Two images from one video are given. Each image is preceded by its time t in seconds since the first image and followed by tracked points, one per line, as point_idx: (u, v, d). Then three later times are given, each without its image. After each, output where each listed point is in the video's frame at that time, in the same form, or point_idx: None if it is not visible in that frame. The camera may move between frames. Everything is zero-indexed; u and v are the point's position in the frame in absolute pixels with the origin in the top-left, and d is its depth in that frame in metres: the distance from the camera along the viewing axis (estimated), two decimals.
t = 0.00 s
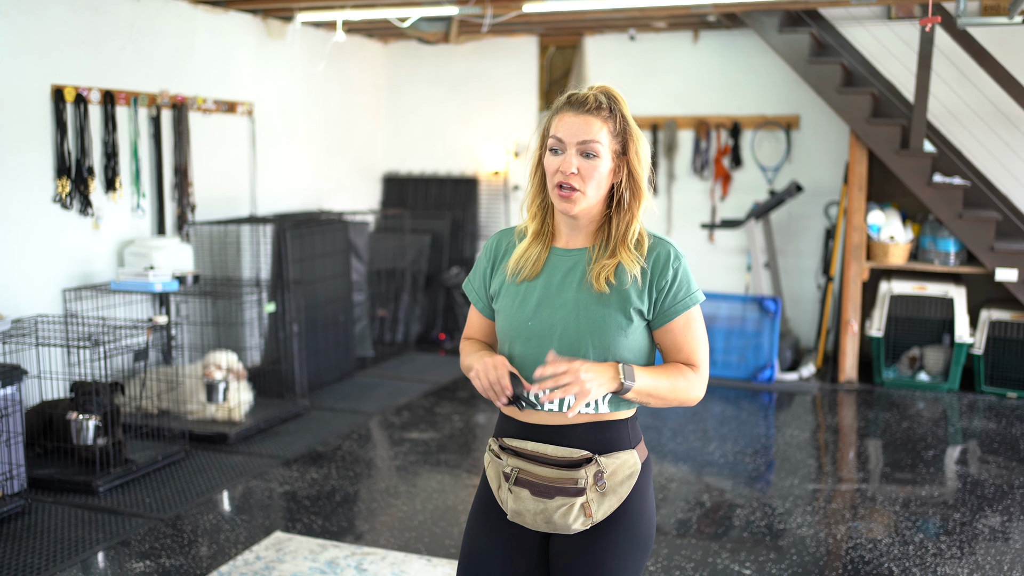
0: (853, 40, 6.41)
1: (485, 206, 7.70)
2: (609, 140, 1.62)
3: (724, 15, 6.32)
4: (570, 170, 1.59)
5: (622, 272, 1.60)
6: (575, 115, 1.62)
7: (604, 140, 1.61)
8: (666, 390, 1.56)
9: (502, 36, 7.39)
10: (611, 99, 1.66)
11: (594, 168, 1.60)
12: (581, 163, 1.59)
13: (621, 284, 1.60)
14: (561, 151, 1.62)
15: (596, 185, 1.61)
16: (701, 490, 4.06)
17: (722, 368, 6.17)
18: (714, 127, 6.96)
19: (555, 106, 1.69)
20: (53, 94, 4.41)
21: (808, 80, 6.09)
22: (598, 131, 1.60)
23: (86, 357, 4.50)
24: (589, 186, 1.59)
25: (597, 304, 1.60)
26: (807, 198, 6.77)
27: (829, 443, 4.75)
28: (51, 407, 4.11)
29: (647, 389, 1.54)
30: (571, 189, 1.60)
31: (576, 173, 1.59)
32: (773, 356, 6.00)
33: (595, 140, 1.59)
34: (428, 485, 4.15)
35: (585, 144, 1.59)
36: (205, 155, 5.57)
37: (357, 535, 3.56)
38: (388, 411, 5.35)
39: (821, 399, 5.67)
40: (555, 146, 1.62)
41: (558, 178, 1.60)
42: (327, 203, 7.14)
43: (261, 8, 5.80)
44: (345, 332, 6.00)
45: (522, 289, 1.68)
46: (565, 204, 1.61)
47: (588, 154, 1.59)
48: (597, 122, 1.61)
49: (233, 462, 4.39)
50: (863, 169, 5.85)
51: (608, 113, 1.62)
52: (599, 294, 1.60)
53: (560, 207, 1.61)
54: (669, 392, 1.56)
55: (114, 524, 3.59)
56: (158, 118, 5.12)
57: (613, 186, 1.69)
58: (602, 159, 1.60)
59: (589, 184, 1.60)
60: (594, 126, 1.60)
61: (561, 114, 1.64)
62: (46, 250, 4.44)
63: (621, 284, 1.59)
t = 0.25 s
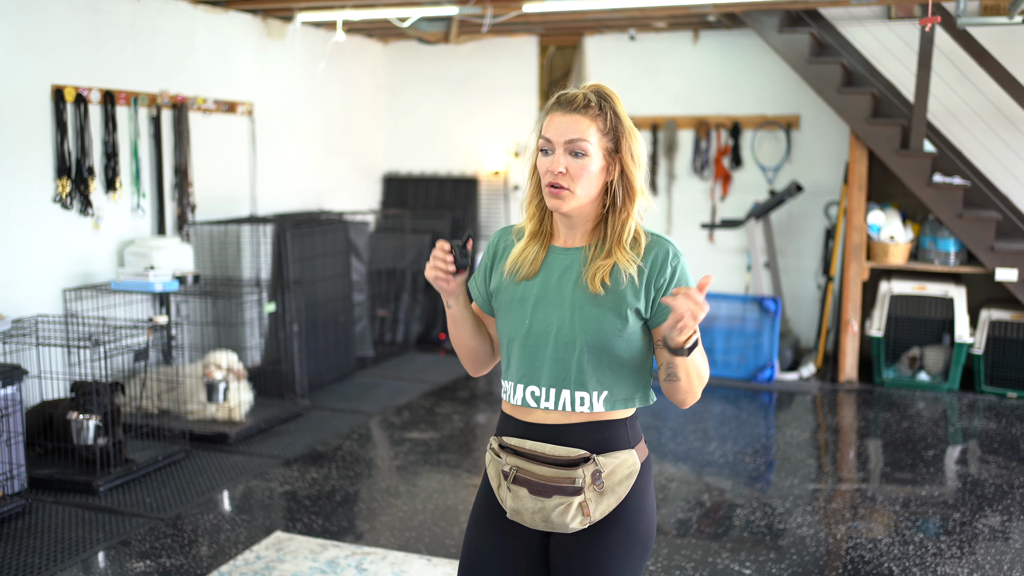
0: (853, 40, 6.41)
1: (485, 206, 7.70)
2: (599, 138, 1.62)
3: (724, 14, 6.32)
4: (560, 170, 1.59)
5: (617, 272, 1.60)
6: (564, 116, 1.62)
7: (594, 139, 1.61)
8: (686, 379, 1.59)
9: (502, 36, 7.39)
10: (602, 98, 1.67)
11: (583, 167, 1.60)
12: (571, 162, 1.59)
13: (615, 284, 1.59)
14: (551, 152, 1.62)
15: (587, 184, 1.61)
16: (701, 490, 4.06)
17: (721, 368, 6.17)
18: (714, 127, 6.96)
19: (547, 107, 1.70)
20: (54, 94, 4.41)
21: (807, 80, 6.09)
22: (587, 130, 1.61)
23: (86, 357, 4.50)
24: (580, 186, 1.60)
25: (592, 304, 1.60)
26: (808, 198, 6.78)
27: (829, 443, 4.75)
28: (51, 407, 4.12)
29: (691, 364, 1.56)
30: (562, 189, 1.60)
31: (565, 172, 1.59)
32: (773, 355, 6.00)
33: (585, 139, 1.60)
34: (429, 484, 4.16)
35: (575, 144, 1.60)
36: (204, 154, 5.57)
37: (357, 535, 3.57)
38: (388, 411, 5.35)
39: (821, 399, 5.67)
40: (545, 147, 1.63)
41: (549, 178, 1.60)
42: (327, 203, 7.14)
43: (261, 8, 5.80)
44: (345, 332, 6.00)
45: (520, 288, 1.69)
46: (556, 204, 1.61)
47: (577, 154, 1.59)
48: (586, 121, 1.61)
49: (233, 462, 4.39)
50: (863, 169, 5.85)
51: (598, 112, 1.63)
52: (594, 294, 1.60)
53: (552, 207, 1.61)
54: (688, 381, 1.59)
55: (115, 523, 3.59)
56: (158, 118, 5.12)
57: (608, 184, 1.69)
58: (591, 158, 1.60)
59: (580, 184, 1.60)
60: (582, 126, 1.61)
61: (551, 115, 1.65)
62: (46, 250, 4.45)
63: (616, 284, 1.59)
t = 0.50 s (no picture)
0: (853, 40, 6.41)
1: (486, 206, 7.70)
2: (599, 137, 1.62)
3: (724, 15, 6.33)
4: (559, 169, 1.59)
5: (618, 269, 1.60)
6: (564, 114, 1.62)
7: (593, 138, 1.61)
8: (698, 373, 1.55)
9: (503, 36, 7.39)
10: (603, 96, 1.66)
11: (583, 166, 1.60)
12: (570, 161, 1.59)
13: (616, 280, 1.60)
14: (550, 150, 1.62)
15: (587, 182, 1.61)
16: (702, 490, 4.06)
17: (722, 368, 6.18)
18: (715, 127, 6.96)
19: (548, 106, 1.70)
20: (55, 94, 4.41)
21: (808, 80, 6.09)
22: (586, 128, 1.61)
23: (88, 356, 4.51)
24: (580, 184, 1.60)
25: (593, 301, 1.60)
26: (808, 198, 6.78)
27: (830, 443, 4.75)
28: (52, 406, 4.12)
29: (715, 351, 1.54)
30: (562, 187, 1.60)
31: (565, 171, 1.59)
32: (773, 356, 6.00)
33: (584, 138, 1.60)
34: (430, 484, 4.16)
35: (574, 143, 1.60)
36: (205, 154, 5.57)
37: (358, 535, 3.57)
38: (389, 411, 5.35)
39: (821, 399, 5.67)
40: (545, 145, 1.63)
41: (548, 177, 1.61)
42: (327, 203, 7.14)
43: (261, 8, 5.81)
44: (346, 331, 6.00)
45: (522, 283, 1.70)
46: (556, 203, 1.61)
47: (577, 152, 1.59)
48: (586, 119, 1.61)
49: (234, 462, 4.39)
50: (864, 169, 5.85)
51: (598, 110, 1.62)
52: (595, 291, 1.60)
53: (552, 205, 1.62)
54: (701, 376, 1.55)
55: (115, 523, 3.59)
56: (158, 118, 5.12)
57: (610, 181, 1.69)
58: (591, 157, 1.60)
59: (580, 182, 1.60)
60: (582, 125, 1.60)
61: (551, 113, 1.65)
62: (47, 250, 4.45)
63: (618, 281, 1.59)
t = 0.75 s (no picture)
0: (853, 40, 6.41)
1: (486, 206, 7.70)
2: (601, 137, 1.62)
3: (725, 14, 6.32)
4: (562, 169, 1.60)
5: (620, 267, 1.60)
6: (566, 115, 1.62)
7: (596, 138, 1.61)
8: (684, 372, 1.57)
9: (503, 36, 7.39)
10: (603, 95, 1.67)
11: (586, 166, 1.60)
12: (573, 162, 1.60)
13: (619, 278, 1.59)
14: (553, 151, 1.62)
15: (590, 183, 1.61)
16: (702, 490, 4.06)
17: (722, 368, 6.18)
18: (715, 127, 6.96)
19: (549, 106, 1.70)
20: (55, 94, 4.42)
21: (808, 79, 6.08)
22: (589, 128, 1.61)
23: (88, 356, 4.51)
24: (584, 184, 1.60)
25: (596, 299, 1.60)
26: (808, 198, 6.78)
27: (830, 443, 4.75)
28: (53, 406, 4.12)
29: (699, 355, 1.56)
30: (566, 188, 1.61)
31: (568, 172, 1.60)
32: (774, 355, 6.00)
33: (587, 139, 1.60)
34: (430, 484, 4.16)
35: (577, 144, 1.60)
36: (205, 154, 5.57)
37: (358, 535, 3.57)
38: (389, 411, 5.35)
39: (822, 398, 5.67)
40: (547, 146, 1.64)
41: (551, 178, 1.61)
42: (328, 203, 7.14)
43: (262, 8, 5.81)
44: (346, 331, 6.00)
45: (523, 281, 1.69)
46: (560, 203, 1.62)
47: (580, 153, 1.60)
48: (588, 119, 1.61)
49: (234, 462, 4.39)
50: (864, 169, 5.85)
51: (600, 110, 1.63)
52: (597, 289, 1.60)
53: (555, 205, 1.62)
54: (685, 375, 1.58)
55: (116, 523, 3.59)
56: (159, 118, 5.12)
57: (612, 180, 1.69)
58: (594, 157, 1.61)
59: (583, 183, 1.60)
60: (584, 125, 1.61)
61: (553, 114, 1.65)
62: (47, 250, 4.45)
63: (620, 280, 1.59)
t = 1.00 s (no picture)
0: (853, 40, 6.41)
1: (486, 205, 7.70)
2: (595, 136, 1.60)
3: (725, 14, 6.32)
4: (555, 170, 1.59)
5: (621, 271, 1.60)
6: (559, 115, 1.62)
7: (590, 138, 1.60)
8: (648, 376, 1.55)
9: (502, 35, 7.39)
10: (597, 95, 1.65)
11: (579, 166, 1.59)
12: (566, 162, 1.59)
13: (620, 283, 1.60)
14: (546, 151, 1.62)
15: (583, 183, 1.60)
16: (702, 490, 4.05)
17: (722, 368, 6.17)
18: (715, 127, 6.96)
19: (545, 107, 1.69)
20: (54, 94, 4.41)
21: (808, 79, 6.08)
22: (581, 127, 1.60)
23: (87, 356, 4.51)
24: (577, 185, 1.59)
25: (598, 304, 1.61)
26: (808, 198, 6.78)
27: (830, 443, 4.75)
28: (52, 406, 4.11)
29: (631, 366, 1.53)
30: (559, 189, 1.60)
31: (561, 173, 1.60)
32: (774, 355, 6.00)
33: (579, 139, 1.59)
34: (429, 484, 4.15)
35: (569, 144, 1.59)
36: (205, 154, 5.57)
37: (358, 534, 3.57)
38: (389, 411, 5.35)
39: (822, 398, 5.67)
40: (541, 147, 1.63)
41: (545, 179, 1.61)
42: (327, 203, 7.14)
43: (262, 8, 5.81)
44: (346, 331, 6.00)
45: (527, 286, 1.69)
46: (556, 204, 1.62)
47: (572, 153, 1.59)
48: (581, 119, 1.60)
49: (234, 461, 4.38)
50: (864, 169, 5.85)
51: (593, 109, 1.61)
52: (598, 294, 1.61)
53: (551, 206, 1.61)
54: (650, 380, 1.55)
55: (115, 523, 3.59)
56: (158, 117, 5.12)
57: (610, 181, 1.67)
58: (589, 156, 1.59)
59: (576, 183, 1.60)
60: (577, 125, 1.60)
61: (547, 115, 1.64)
62: (47, 250, 4.44)
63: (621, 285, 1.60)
